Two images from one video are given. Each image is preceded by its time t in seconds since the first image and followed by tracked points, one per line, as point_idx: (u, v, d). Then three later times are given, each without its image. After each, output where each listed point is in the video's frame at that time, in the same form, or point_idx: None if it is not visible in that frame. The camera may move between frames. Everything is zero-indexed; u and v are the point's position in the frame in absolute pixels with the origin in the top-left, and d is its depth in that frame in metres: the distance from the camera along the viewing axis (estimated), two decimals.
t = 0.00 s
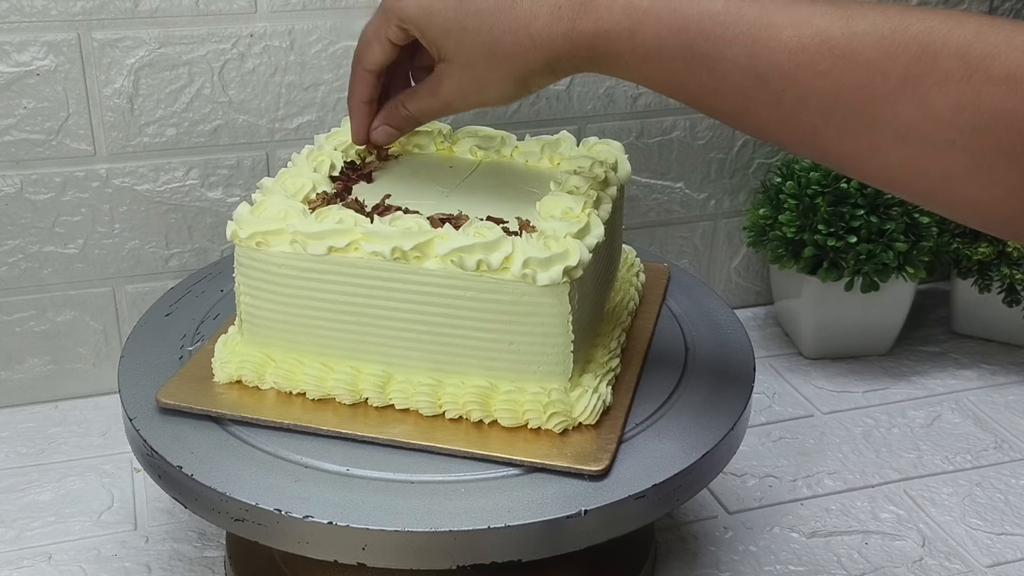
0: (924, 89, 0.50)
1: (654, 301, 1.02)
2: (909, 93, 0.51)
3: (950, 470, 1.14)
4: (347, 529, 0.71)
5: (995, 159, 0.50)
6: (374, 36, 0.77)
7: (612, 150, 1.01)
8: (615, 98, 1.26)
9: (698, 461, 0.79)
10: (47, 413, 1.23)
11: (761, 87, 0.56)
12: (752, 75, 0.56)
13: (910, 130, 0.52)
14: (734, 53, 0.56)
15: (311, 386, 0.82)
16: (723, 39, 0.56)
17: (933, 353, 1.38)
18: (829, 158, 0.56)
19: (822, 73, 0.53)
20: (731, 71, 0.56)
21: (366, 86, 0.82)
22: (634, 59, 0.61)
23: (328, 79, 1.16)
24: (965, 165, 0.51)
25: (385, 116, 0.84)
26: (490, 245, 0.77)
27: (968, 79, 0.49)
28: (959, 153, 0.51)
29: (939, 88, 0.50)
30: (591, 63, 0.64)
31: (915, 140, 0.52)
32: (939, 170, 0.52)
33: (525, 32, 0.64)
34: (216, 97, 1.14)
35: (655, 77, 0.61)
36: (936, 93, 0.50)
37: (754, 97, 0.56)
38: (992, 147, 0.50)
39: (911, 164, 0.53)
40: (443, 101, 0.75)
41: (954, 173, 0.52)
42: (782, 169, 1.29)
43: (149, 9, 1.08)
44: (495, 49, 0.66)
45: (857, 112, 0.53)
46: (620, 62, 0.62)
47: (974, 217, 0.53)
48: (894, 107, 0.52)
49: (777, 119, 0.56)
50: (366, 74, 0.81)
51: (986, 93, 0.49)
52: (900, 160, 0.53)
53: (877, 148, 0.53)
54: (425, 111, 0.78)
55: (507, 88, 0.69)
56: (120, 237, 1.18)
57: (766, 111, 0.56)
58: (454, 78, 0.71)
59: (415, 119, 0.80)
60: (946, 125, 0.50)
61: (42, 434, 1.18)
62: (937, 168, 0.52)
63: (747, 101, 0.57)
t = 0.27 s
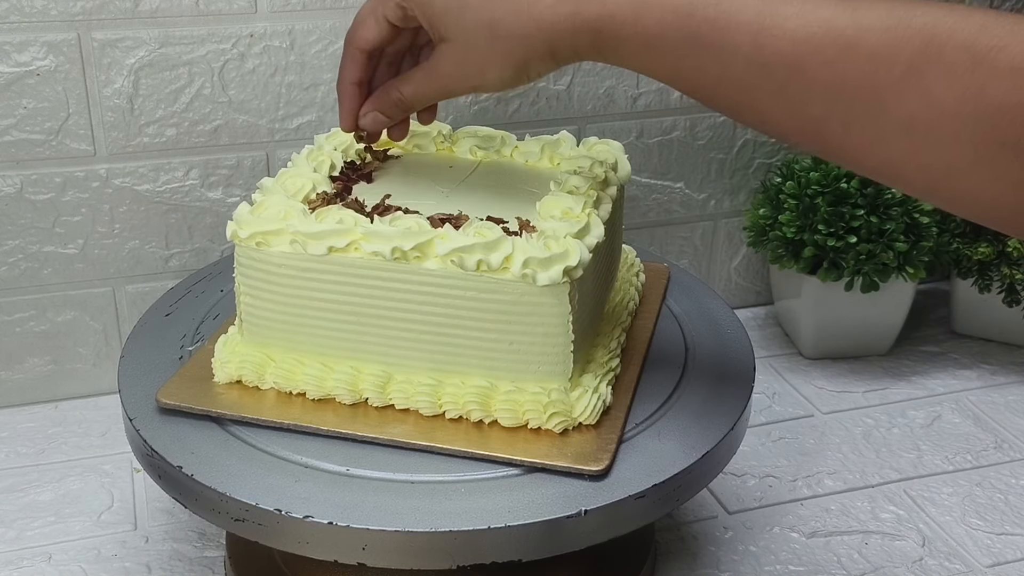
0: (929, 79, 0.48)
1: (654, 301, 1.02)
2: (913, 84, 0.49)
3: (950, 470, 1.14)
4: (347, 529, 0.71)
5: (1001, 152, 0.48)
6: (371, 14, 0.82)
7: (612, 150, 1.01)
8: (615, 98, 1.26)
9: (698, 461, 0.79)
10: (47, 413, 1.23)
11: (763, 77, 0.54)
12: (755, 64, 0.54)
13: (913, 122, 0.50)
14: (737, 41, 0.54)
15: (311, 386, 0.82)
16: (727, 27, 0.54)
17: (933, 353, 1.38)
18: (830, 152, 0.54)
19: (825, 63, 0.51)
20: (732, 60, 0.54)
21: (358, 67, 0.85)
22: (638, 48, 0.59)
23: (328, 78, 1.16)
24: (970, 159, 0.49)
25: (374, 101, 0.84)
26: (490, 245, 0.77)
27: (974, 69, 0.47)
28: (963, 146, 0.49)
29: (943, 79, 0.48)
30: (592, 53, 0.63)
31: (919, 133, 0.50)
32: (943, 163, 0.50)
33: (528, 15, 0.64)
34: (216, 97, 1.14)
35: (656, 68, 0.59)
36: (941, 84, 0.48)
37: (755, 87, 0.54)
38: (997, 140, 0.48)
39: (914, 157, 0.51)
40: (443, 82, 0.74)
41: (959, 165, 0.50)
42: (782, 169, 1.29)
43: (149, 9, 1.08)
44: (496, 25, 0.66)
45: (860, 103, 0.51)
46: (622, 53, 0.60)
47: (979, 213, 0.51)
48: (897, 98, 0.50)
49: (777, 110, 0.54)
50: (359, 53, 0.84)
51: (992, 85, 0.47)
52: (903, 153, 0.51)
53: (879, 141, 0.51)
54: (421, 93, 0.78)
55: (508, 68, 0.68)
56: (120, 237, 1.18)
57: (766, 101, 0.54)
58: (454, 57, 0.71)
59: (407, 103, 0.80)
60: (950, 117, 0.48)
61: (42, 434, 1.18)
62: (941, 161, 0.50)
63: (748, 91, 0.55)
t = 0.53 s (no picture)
0: (933, 84, 0.49)
1: (653, 301, 1.02)
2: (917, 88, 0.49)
3: (950, 470, 1.14)
4: (347, 529, 0.71)
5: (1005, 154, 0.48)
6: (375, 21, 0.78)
7: (612, 150, 1.01)
8: (615, 98, 1.26)
9: (697, 461, 0.79)
10: (47, 413, 1.23)
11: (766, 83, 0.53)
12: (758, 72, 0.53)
13: (917, 127, 0.50)
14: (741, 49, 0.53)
15: (311, 386, 0.82)
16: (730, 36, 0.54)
17: (933, 353, 1.38)
18: (834, 158, 0.54)
19: (829, 70, 0.51)
20: (735, 68, 0.54)
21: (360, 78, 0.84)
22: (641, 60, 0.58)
23: (327, 78, 1.16)
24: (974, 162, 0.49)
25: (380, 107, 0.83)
26: (490, 245, 0.77)
27: (978, 74, 0.47)
28: (966, 151, 0.49)
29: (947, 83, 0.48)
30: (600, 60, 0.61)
31: (922, 137, 0.50)
32: (947, 168, 0.50)
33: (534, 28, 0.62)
34: (216, 97, 1.14)
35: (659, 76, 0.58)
36: (945, 89, 0.48)
37: (759, 95, 0.54)
38: (1001, 143, 0.48)
39: (918, 162, 0.51)
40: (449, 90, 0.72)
41: (963, 169, 0.50)
42: (782, 169, 1.29)
43: (149, 9, 1.08)
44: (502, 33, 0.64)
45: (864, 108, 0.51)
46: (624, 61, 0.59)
47: (981, 217, 0.51)
48: (900, 104, 0.50)
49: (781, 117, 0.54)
50: (367, 59, 0.82)
51: (996, 89, 0.47)
52: (906, 159, 0.51)
53: (883, 147, 0.51)
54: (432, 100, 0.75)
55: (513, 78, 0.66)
56: (120, 237, 1.18)
57: (770, 108, 0.54)
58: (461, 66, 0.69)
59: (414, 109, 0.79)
60: (954, 121, 0.48)
61: (42, 434, 1.18)
62: (945, 166, 0.50)
63: (751, 99, 0.55)
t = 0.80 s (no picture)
0: (939, 83, 0.50)
1: (653, 301, 1.02)
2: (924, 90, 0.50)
3: (950, 470, 1.14)
4: (347, 529, 0.71)
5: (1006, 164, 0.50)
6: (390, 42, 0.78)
7: (612, 150, 1.01)
8: (615, 98, 1.26)
9: (697, 461, 0.79)
10: (47, 413, 1.23)
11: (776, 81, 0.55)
12: (768, 67, 0.55)
13: (923, 124, 0.51)
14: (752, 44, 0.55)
15: (311, 386, 0.82)
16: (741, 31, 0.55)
17: (933, 353, 1.38)
18: (843, 150, 0.56)
19: (836, 66, 0.52)
20: (744, 62, 0.56)
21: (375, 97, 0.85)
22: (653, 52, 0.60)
23: (327, 78, 1.16)
24: (978, 160, 0.51)
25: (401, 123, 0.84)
26: (490, 245, 0.77)
27: (984, 74, 0.48)
28: (971, 148, 0.50)
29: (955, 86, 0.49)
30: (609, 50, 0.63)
31: (928, 134, 0.51)
32: (952, 164, 0.52)
33: (544, 19, 0.64)
34: (216, 97, 1.14)
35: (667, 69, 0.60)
36: (951, 88, 0.49)
37: (769, 90, 0.56)
38: (1005, 143, 0.49)
39: (926, 158, 0.52)
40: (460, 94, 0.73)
41: (968, 168, 0.51)
42: (782, 169, 1.29)
43: (149, 9, 1.08)
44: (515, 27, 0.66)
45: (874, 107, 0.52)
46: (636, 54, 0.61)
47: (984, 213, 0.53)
48: (907, 101, 0.51)
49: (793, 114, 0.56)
50: (385, 81, 0.81)
51: (1001, 88, 0.48)
52: (913, 154, 0.53)
53: (890, 141, 0.53)
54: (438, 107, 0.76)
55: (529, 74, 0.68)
56: (120, 237, 1.18)
57: (780, 102, 0.56)
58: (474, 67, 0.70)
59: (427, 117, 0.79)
60: (959, 120, 0.50)
61: (42, 434, 1.18)
62: (951, 164, 0.52)
63: (761, 94, 0.56)
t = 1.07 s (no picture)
0: (944, 84, 0.48)
1: (653, 301, 1.02)
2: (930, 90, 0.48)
3: (950, 470, 1.14)
4: (347, 529, 0.71)
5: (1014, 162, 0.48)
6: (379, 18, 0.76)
7: (612, 150, 1.01)
8: (615, 98, 1.26)
9: (697, 461, 0.79)
10: (47, 413, 1.23)
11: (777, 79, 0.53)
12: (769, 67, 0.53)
13: (928, 127, 0.49)
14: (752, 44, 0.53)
15: (311, 386, 0.82)
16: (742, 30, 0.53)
17: (933, 353, 1.38)
18: (846, 155, 0.54)
19: (840, 66, 0.50)
20: (744, 60, 0.54)
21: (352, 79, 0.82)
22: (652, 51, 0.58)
23: (328, 79, 1.16)
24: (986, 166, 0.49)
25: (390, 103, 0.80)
26: (490, 245, 0.77)
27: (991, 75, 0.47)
28: (977, 153, 0.48)
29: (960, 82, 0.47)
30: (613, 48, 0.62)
31: (933, 139, 0.49)
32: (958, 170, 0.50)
33: (544, 13, 0.63)
34: (216, 97, 1.14)
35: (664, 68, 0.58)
36: (957, 89, 0.48)
37: (771, 90, 0.54)
38: (1014, 146, 0.47)
39: (930, 163, 0.50)
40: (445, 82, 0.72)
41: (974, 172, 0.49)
42: (782, 169, 1.29)
43: (149, 9, 1.08)
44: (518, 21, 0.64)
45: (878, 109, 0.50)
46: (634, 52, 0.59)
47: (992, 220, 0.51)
48: (912, 103, 0.49)
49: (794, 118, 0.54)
50: (367, 59, 0.78)
51: (1009, 91, 0.46)
52: (917, 159, 0.51)
53: (894, 146, 0.51)
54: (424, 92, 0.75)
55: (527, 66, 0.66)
56: (120, 237, 1.18)
57: (779, 105, 0.54)
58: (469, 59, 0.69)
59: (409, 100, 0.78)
60: (966, 123, 0.48)
61: (42, 434, 1.18)
62: (957, 167, 0.50)
63: (762, 92, 0.54)
